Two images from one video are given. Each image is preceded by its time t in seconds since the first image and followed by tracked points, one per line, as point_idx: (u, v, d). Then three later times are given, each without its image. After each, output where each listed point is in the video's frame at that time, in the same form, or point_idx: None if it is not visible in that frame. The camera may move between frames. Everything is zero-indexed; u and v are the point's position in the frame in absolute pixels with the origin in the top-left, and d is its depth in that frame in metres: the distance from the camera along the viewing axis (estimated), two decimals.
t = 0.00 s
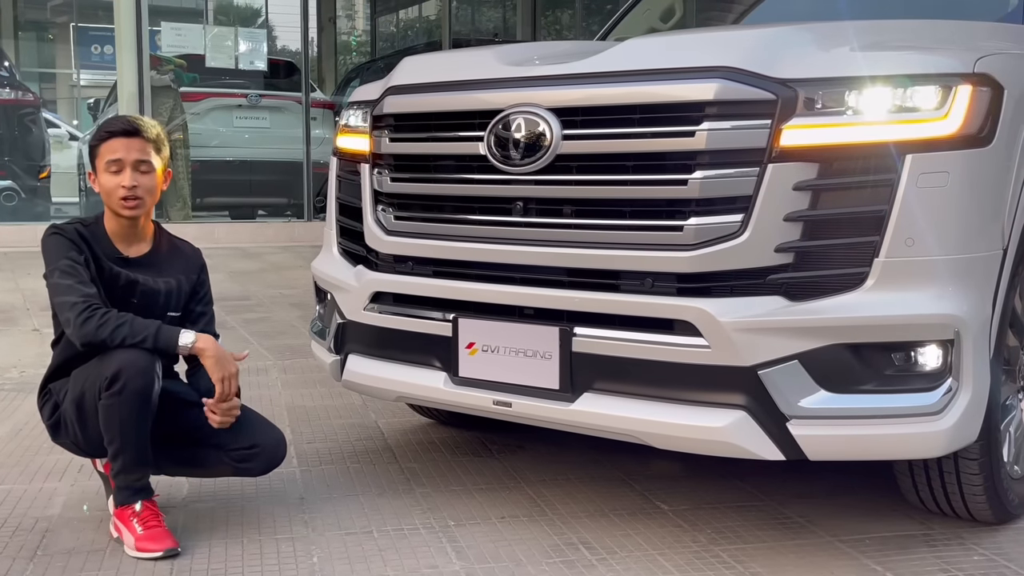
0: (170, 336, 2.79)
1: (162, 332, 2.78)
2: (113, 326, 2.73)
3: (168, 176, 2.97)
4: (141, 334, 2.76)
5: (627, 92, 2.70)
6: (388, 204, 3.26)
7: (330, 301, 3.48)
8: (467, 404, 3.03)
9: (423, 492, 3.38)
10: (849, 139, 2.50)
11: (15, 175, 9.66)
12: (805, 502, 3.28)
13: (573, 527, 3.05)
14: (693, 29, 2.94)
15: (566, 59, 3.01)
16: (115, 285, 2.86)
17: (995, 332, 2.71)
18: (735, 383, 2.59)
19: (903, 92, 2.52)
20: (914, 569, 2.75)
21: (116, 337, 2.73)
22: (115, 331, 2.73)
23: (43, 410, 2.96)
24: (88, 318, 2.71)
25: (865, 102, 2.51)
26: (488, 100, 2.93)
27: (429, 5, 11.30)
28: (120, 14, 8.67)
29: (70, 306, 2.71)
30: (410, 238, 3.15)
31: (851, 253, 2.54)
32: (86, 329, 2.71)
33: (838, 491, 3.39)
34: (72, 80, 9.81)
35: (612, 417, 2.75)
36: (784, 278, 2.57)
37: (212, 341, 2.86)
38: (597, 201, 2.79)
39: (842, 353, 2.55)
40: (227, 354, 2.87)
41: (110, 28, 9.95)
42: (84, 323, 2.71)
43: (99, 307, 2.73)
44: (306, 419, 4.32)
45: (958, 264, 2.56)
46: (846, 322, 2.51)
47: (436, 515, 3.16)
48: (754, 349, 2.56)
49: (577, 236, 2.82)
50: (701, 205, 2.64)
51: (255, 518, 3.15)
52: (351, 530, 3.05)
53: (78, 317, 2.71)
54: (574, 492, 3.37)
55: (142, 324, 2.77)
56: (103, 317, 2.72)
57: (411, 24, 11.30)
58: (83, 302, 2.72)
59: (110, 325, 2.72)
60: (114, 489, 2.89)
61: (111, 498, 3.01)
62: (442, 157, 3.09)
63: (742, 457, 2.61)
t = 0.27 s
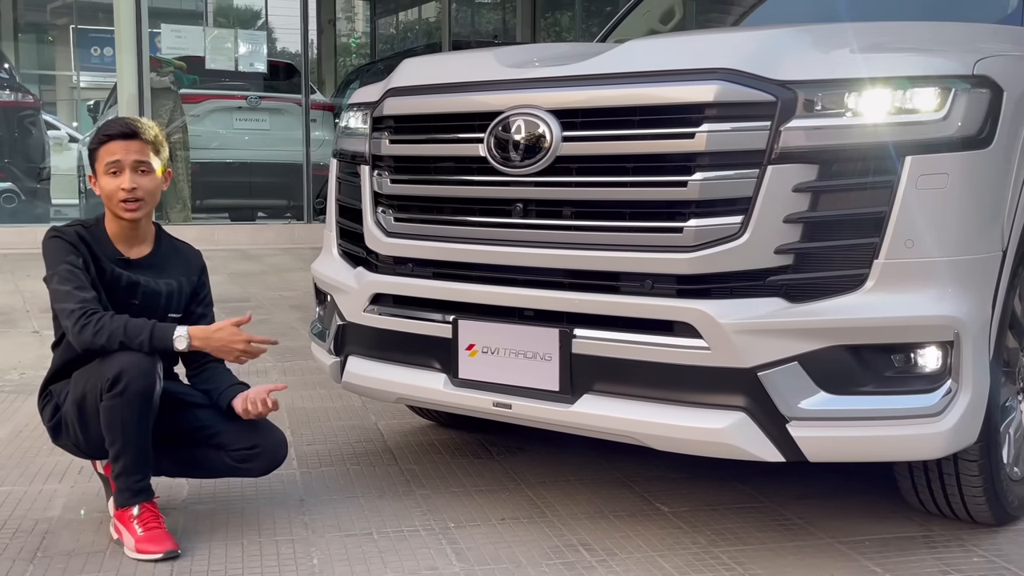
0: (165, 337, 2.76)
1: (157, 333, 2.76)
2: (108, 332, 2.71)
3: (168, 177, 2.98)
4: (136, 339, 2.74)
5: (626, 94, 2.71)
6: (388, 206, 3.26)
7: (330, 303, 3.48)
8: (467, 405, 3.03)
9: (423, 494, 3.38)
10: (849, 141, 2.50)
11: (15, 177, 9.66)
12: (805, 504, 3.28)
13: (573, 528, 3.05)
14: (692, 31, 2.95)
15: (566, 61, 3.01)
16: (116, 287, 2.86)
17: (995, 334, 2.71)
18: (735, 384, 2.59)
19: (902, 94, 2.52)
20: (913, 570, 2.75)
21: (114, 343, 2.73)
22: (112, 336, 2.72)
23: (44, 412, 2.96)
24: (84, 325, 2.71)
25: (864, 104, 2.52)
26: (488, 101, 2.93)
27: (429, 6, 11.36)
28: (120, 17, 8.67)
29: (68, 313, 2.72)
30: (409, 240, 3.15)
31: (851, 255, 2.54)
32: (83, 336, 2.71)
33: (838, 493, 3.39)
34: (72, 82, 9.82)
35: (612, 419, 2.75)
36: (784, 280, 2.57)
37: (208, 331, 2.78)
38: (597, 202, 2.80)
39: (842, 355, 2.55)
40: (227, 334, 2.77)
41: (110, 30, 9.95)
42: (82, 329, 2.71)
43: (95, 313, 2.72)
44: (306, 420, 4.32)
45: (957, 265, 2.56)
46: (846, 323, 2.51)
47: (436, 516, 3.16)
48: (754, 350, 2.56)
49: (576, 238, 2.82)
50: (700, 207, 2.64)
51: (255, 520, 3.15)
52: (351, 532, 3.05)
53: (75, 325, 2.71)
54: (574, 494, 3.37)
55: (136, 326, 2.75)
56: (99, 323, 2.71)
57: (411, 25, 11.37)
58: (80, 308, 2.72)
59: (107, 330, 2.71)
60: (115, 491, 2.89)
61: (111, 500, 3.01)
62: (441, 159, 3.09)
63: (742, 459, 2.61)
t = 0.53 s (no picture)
0: (164, 340, 2.77)
1: (157, 335, 2.76)
2: (109, 332, 2.72)
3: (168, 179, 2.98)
4: (136, 341, 2.74)
5: (626, 96, 2.71)
6: (388, 208, 3.26)
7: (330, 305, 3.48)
8: (467, 407, 3.04)
9: (422, 496, 3.39)
10: (847, 143, 2.51)
11: (15, 179, 9.67)
12: (804, 505, 3.29)
13: (572, 530, 3.06)
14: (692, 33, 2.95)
15: (565, 63, 3.02)
16: (116, 289, 2.87)
17: (993, 336, 2.72)
18: (734, 386, 2.60)
19: (901, 97, 2.53)
20: (912, 572, 2.75)
21: (114, 344, 2.73)
22: (113, 337, 2.72)
23: (43, 414, 2.96)
24: (85, 324, 2.71)
25: (863, 106, 2.53)
26: (488, 104, 2.94)
27: (428, 8, 11.37)
28: (120, 20, 8.69)
29: (69, 312, 2.72)
30: (409, 242, 3.16)
31: (850, 257, 2.55)
32: (84, 335, 2.71)
33: (837, 495, 3.39)
34: (71, 84, 9.82)
35: (611, 421, 2.76)
36: (783, 282, 2.57)
37: (208, 338, 2.78)
38: (596, 204, 2.80)
39: (841, 357, 2.56)
40: (227, 344, 2.78)
41: (109, 32, 9.96)
42: (83, 328, 2.71)
43: (97, 312, 2.73)
44: (305, 422, 4.32)
45: (956, 267, 2.56)
46: (845, 325, 2.51)
47: (435, 518, 3.17)
48: (753, 352, 2.56)
49: (576, 240, 2.83)
50: (700, 209, 2.65)
51: (255, 522, 3.15)
52: (351, 533, 3.05)
53: (76, 324, 2.71)
54: (573, 495, 3.37)
55: (137, 328, 2.75)
56: (100, 322, 2.72)
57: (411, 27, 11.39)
58: (82, 307, 2.72)
59: (107, 330, 2.72)
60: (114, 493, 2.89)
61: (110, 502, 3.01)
62: (441, 161, 3.09)
63: (741, 461, 2.62)
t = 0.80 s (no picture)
0: (161, 342, 2.75)
1: (154, 337, 2.75)
2: (106, 334, 2.71)
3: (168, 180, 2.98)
4: (133, 342, 2.73)
5: (625, 98, 2.72)
6: (388, 210, 3.27)
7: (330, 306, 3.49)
8: (467, 409, 3.04)
9: (422, 497, 3.39)
10: (846, 145, 2.52)
11: (15, 181, 9.68)
12: (804, 507, 3.29)
13: (572, 531, 3.06)
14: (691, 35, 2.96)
15: (564, 65, 3.03)
16: (115, 290, 2.87)
17: (992, 338, 2.72)
18: (733, 387, 2.60)
19: (900, 98, 2.53)
20: (911, 573, 2.76)
21: (112, 345, 2.73)
22: (111, 338, 2.72)
23: (43, 416, 2.97)
24: (83, 326, 2.71)
25: (862, 108, 2.53)
26: (487, 106, 2.94)
27: (428, 10, 11.33)
28: (120, 22, 8.70)
29: (68, 314, 2.72)
30: (409, 243, 3.16)
31: (849, 258, 2.55)
32: (82, 337, 2.71)
33: (836, 496, 3.40)
34: (71, 85, 9.83)
35: (611, 422, 2.76)
36: (782, 283, 2.58)
37: (202, 339, 2.74)
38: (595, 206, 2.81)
39: (840, 358, 2.56)
40: (223, 345, 2.74)
41: (109, 34, 9.97)
42: (82, 330, 2.71)
43: (94, 314, 2.72)
44: (305, 424, 4.33)
45: (955, 269, 2.57)
46: (844, 327, 2.52)
47: (435, 519, 3.17)
48: (752, 354, 2.57)
49: (575, 241, 2.84)
50: (699, 210, 2.65)
51: (255, 523, 3.16)
52: (350, 534, 3.06)
53: (75, 326, 2.72)
54: (572, 497, 3.37)
55: (134, 330, 2.74)
56: (97, 324, 2.71)
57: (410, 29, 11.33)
58: (81, 309, 2.72)
59: (105, 332, 2.71)
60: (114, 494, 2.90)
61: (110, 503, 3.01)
62: (441, 163, 3.10)
63: (740, 462, 2.62)
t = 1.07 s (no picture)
0: (162, 344, 2.76)
1: (154, 340, 2.76)
2: (107, 338, 2.72)
3: (168, 182, 2.98)
4: (134, 345, 2.74)
5: (625, 100, 2.72)
6: (388, 212, 3.27)
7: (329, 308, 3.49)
8: (466, 411, 3.04)
9: (422, 499, 3.39)
10: (845, 147, 2.52)
11: (15, 183, 9.69)
12: (804, 509, 3.29)
13: (572, 533, 3.06)
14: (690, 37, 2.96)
15: (564, 68, 3.03)
16: (115, 292, 2.87)
17: (992, 340, 2.72)
18: (733, 389, 2.60)
19: (899, 101, 2.54)
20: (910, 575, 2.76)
21: (113, 348, 2.73)
22: (111, 341, 2.72)
23: (43, 418, 2.97)
24: (84, 329, 2.71)
25: (862, 110, 2.53)
26: (487, 108, 2.94)
27: (428, 12, 11.30)
28: (120, 24, 8.70)
29: (68, 318, 2.73)
30: (409, 245, 3.16)
31: (849, 260, 2.55)
32: (83, 340, 2.72)
33: (836, 498, 3.40)
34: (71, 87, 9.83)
35: (610, 424, 2.76)
36: (781, 286, 2.58)
37: (202, 338, 2.72)
38: (595, 208, 2.81)
39: (840, 360, 2.56)
40: (222, 342, 2.71)
41: (109, 36, 9.97)
42: (82, 334, 2.71)
43: (94, 317, 2.73)
44: (305, 426, 4.33)
45: (954, 271, 2.57)
46: (844, 329, 2.52)
47: (435, 522, 3.17)
48: (752, 356, 2.57)
49: (575, 244, 2.84)
50: (699, 212, 2.65)
51: (255, 525, 3.16)
52: (350, 537, 3.06)
53: (75, 329, 2.72)
54: (572, 499, 3.37)
55: (134, 333, 2.74)
56: (98, 327, 2.72)
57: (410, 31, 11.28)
58: (80, 312, 2.72)
59: (106, 335, 2.72)
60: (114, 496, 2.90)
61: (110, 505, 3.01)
62: (441, 165, 3.10)
63: (739, 464, 2.62)
